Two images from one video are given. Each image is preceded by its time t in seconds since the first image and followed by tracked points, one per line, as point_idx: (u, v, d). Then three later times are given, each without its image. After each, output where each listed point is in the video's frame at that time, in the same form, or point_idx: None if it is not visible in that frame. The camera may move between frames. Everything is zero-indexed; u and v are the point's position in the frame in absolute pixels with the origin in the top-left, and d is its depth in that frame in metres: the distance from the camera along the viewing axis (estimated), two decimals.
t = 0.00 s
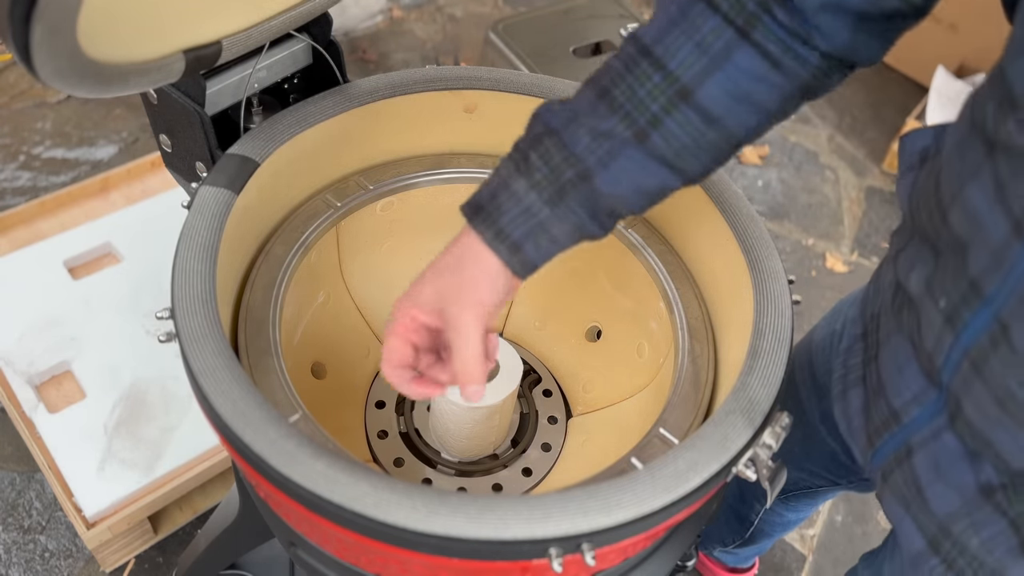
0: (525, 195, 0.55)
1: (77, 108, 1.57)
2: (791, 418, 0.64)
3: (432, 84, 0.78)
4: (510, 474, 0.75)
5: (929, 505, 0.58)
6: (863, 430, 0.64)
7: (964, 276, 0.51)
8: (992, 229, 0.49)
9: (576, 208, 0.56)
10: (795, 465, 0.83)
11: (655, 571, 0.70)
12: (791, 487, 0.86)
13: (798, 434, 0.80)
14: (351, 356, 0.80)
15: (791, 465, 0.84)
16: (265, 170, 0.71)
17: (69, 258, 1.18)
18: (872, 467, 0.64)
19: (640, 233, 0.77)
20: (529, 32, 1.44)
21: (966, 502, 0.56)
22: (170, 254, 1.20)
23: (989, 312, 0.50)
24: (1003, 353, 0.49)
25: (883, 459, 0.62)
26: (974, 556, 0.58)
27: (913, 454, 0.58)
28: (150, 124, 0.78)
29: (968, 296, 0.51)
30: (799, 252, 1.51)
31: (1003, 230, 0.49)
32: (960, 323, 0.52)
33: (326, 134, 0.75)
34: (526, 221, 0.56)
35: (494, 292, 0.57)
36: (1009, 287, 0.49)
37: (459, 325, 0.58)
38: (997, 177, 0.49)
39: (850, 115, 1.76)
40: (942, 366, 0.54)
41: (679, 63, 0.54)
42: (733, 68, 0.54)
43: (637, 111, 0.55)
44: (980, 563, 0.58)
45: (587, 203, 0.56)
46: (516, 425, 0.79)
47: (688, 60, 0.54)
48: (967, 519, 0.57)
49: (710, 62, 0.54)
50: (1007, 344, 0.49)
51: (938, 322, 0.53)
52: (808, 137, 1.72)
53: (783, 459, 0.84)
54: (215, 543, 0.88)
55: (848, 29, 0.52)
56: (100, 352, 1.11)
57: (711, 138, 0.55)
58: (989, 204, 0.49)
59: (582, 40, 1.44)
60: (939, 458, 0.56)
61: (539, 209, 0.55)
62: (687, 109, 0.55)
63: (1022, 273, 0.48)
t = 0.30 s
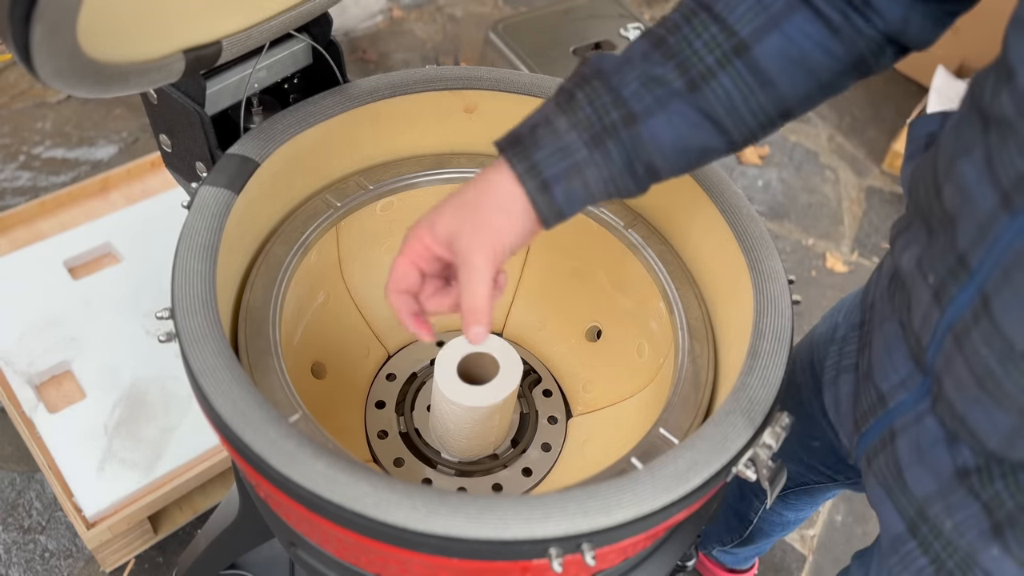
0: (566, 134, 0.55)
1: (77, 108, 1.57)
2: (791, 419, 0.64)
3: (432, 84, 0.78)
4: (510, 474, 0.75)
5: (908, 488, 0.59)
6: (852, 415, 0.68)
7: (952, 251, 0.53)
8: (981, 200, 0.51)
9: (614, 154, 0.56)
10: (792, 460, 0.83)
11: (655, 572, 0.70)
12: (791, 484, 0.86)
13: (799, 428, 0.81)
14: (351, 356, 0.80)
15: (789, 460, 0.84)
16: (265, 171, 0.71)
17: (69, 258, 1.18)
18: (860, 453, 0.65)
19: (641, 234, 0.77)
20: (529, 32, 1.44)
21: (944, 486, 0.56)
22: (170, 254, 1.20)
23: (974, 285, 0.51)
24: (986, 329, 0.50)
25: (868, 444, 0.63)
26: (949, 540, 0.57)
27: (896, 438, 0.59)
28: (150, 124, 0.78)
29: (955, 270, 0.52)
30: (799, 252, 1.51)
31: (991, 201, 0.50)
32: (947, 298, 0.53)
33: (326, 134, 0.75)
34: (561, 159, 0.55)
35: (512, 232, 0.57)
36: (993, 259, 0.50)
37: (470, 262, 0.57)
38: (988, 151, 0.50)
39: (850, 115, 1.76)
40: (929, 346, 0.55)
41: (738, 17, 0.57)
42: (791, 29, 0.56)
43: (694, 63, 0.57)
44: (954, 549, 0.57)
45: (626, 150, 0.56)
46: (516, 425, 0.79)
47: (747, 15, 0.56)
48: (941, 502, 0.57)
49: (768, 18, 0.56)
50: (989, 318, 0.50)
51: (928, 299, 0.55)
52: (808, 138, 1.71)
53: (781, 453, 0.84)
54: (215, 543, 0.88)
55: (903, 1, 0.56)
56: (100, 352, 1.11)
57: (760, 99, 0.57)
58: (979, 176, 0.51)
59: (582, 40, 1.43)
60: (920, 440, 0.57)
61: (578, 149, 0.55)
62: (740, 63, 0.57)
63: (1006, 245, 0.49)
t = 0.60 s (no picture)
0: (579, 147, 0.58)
1: (77, 108, 1.57)
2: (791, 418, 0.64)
3: (432, 84, 0.78)
4: (510, 473, 0.75)
5: (897, 474, 0.60)
6: (848, 403, 0.68)
7: (950, 235, 0.53)
8: (978, 183, 0.51)
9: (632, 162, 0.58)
10: (788, 452, 0.84)
11: (655, 572, 0.70)
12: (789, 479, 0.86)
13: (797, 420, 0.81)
14: (351, 356, 0.80)
15: (786, 452, 0.84)
16: (265, 171, 0.71)
17: (69, 258, 1.18)
18: (854, 439, 0.65)
19: (641, 233, 0.77)
20: (529, 32, 1.44)
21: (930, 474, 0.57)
22: (170, 254, 1.19)
23: (965, 268, 0.51)
24: (974, 313, 0.51)
25: (863, 430, 0.63)
26: (932, 526, 0.58)
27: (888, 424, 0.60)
28: (150, 124, 0.78)
29: (951, 254, 0.53)
30: (799, 252, 1.51)
31: (987, 184, 0.50)
32: (941, 282, 0.53)
33: (326, 133, 0.75)
34: (578, 169, 0.58)
35: (516, 225, 0.60)
36: (985, 242, 0.50)
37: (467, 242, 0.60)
38: (986, 134, 0.50)
39: (850, 115, 1.76)
40: (922, 331, 0.55)
41: (749, 25, 0.57)
42: (803, 32, 0.56)
43: (706, 70, 0.58)
44: (937, 534, 0.57)
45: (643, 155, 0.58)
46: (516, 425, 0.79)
47: (756, 23, 0.57)
48: (927, 486, 0.57)
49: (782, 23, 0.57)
50: (978, 301, 0.50)
51: (924, 284, 0.55)
52: (808, 138, 1.71)
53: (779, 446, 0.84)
54: (216, 543, 0.88)
55: (917, 0, 0.54)
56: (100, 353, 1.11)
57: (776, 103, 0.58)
58: (976, 158, 0.51)
59: (582, 40, 1.43)
60: (910, 426, 0.58)
61: (593, 159, 0.58)
62: (752, 70, 0.57)
63: (997, 228, 0.49)
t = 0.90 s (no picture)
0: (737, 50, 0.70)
1: (77, 107, 1.57)
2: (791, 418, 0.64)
3: (431, 83, 0.77)
4: (510, 474, 0.75)
5: (892, 459, 0.62)
6: (852, 386, 0.70)
7: (955, 220, 0.56)
8: (983, 168, 0.54)
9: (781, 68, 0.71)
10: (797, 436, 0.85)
11: (655, 572, 0.70)
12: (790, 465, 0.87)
13: (807, 403, 0.82)
14: (352, 355, 0.80)
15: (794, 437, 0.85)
16: (264, 171, 0.71)
17: (69, 258, 1.18)
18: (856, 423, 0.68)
19: (641, 234, 0.78)
20: (530, 32, 1.44)
21: (926, 462, 0.60)
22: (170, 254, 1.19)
23: (968, 252, 0.54)
24: (971, 296, 0.54)
25: (865, 414, 0.66)
26: (922, 514, 0.60)
27: (887, 410, 0.62)
28: (150, 124, 0.78)
29: (955, 238, 0.56)
30: (799, 252, 1.51)
31: (991, 170, 0.53)
32: (944, 266, 0.56)
33: (326, 133, 0.75)
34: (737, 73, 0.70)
35: (746, 65, 0.61)
36: (986, 226, 0.53)
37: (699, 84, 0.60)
38: (996, 123, 0.54)
39: (850, 115, 1.76)
40: (925, 315, 0.58)
41: None
42: None
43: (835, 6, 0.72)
44: (926, 522, 0.60)
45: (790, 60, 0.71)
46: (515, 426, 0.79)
47: None
48: (921, 475, 0.60)
49: None
50: (975, 285, 0.53)
51: (930, 269, 0.58)
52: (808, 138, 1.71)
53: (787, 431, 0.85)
54: (216, 543, 0.88)
55: None
56: (100, 353, 1.10)
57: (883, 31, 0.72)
58: (985, 145, 0.54)
59: (582, 40, 1.43)
60: (908, 413, 0.61)
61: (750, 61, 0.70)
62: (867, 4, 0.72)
63: (997, 212, 0.52)
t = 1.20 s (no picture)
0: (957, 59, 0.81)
1: (77, 107, 1.57)
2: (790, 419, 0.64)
3: (431, 83, 0.77)
4: (510, 473, 0.75)
5: (923, 425, 0.63)
6: (904, 352, 0.72)
7: (1011, 182, 0.58)
8: None
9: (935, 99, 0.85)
10: (857, 438, 0.86)
11: (655, 572, 0.70)
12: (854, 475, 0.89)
13: (870, 401, 0.84)
14: (352, 355, 0.80)
15: (851, 438, 0.87)
16: (264, 170, 0.71)
17: (69, 258, 1.18)
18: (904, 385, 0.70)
19: (642, 234, 0.78)
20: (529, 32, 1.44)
21: (947, 428, 0.60)
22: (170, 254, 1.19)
23: (1014, 214, 0.57)
24: (1005, 254, 0.56)
25: (911, 377, 0.69)
26: (937, 479, 0.61)
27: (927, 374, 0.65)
28: (150, 124, 0.78)
29: (1010, 198, 0.58)
30: (799, 252, 1.51)
31: None
32: (995, 225, 0.59)
33: (326, 134, 0.75)
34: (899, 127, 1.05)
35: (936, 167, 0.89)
36: None
37: None
38: None
39: (850, 115, 1.76)
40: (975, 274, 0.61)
41: None
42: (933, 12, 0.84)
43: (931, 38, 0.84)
44: (938, 486, 0.61)
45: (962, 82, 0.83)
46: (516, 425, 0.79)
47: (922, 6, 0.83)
48: (941, 439, 0.60)
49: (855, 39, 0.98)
50: (1009, 245, 0.56)
51: (985, 229, 0.61)
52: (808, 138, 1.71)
53: (844, 432, 0.88)
54: (216, 544, 0.88)
55: None
56: (100, 353, 1.10)
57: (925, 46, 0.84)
58: None
59: (582, 40, 1.43)
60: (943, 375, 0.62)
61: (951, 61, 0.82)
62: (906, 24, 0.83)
63: None
